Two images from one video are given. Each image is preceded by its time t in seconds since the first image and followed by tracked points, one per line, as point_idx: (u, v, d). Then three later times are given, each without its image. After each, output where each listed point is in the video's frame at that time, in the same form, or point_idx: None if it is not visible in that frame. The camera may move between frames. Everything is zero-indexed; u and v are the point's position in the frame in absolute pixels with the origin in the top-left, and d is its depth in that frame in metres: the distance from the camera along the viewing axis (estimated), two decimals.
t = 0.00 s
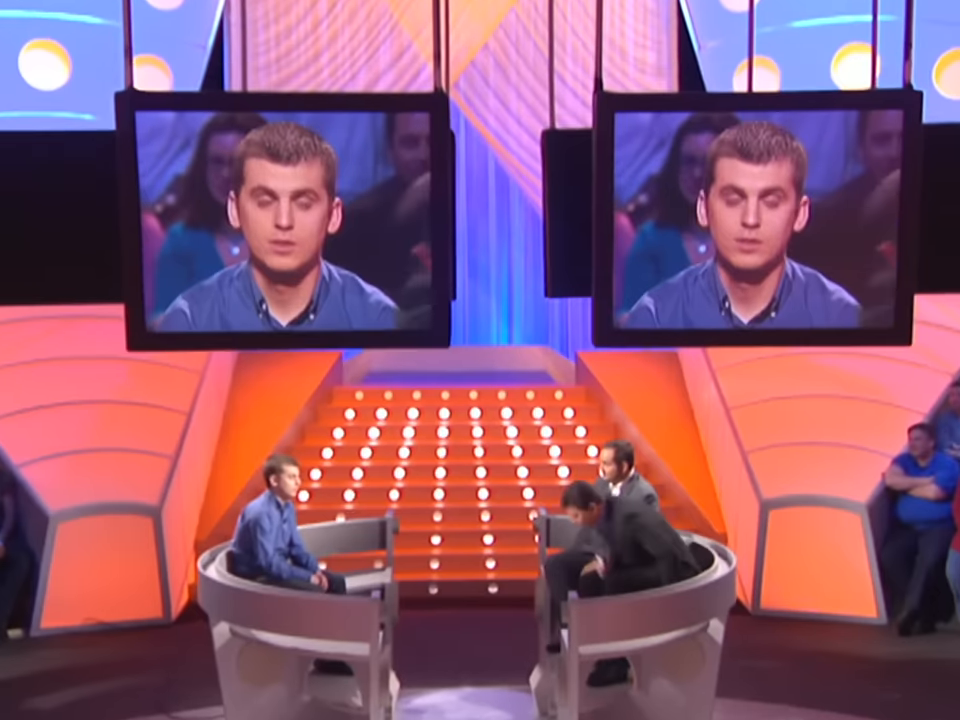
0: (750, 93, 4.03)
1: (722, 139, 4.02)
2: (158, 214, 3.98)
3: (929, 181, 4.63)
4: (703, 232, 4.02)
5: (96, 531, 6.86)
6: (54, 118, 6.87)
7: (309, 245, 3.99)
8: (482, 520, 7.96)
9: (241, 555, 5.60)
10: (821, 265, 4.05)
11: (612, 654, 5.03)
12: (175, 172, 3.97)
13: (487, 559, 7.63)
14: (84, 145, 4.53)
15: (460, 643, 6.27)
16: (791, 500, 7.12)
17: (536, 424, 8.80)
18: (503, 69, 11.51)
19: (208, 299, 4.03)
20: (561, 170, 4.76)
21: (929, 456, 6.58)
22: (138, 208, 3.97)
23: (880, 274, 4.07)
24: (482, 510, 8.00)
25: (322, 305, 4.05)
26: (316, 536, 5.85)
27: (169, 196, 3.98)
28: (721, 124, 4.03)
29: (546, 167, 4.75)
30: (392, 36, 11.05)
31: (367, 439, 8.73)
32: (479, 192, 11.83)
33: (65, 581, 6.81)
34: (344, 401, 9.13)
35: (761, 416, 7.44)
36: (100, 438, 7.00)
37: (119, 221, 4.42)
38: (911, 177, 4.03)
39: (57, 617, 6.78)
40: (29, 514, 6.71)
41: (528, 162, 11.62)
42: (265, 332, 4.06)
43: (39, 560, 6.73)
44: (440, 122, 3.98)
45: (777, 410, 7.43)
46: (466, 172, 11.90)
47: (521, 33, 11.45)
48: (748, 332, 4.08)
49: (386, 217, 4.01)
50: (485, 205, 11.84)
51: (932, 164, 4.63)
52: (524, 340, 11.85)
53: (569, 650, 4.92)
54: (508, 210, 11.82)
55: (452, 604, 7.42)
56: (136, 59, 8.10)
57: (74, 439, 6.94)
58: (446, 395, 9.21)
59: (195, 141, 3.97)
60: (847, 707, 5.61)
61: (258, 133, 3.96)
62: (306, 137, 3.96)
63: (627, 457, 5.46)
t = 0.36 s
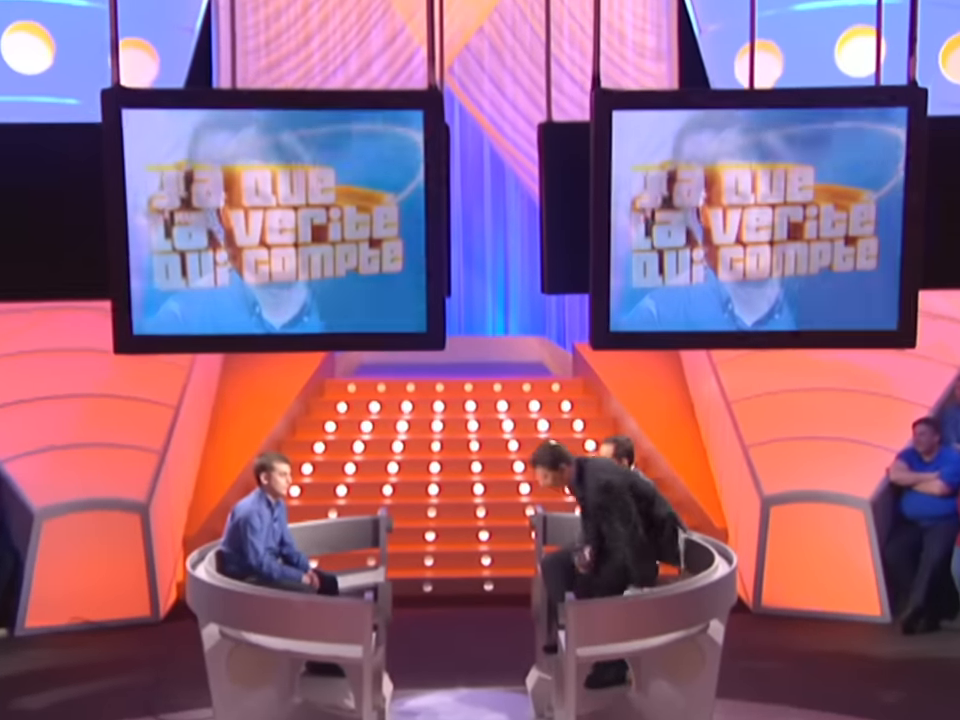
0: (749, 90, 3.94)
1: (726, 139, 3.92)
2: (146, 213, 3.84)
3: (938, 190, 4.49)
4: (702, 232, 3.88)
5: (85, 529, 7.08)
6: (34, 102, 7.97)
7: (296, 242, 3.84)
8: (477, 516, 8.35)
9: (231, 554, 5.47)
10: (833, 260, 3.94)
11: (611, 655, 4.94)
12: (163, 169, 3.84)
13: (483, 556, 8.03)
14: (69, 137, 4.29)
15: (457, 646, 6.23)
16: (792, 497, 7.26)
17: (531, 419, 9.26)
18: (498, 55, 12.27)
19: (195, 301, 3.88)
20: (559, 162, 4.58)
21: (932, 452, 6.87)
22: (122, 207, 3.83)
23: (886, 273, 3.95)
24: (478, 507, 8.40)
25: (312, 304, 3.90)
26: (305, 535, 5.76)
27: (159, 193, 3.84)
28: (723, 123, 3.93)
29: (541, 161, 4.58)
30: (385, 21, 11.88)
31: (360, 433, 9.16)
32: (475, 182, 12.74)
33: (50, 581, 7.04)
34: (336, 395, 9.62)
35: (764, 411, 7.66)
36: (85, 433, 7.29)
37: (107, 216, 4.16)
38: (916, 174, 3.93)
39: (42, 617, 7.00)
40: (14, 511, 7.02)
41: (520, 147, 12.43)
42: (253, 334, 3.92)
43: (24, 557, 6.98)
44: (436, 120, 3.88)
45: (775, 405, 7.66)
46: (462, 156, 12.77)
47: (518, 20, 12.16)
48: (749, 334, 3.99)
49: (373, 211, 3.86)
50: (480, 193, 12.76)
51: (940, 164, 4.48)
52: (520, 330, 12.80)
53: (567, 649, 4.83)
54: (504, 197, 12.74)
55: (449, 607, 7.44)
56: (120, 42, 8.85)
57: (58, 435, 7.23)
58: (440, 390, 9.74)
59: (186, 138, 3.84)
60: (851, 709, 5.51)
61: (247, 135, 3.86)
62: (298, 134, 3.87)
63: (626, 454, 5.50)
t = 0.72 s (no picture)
0: (745, 89, 3.91)
1: (721, 138, 3.90)
2: (140, 211, 3.81)
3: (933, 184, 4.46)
4: (697, 229, 3.86)
5: (74, 518, 7.03)
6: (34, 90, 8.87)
7: (290, 239, 3.78)
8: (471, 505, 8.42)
9: (224, 545, 5.47)
10: (824, 258, 3.91)
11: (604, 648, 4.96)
12: (157, 168, 3.81)
13: (476, 545, 8.09)
14: (63, 134, 4.26)
15: (453, 637, 6.26)
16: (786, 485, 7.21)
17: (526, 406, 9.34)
18: (492, 44, 12.63)
19: (192, 299, 3.84)
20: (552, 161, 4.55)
21: (926, 441, 6.84)
22: (118, 205, 3.80)
23: (877, 268, 3.95)
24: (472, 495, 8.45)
25: (304, 303, 3.86)
26: (299, 526, 5.77)
27: (155, 191, 3.81)
28: (719, 121, 3.91)
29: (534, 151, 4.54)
30: (378, 8, 12.12)
31: (353, 421, 9.23)
32: (468, 172, 12.92)
33: (44, 570, 7.02)
34: (329, 383, 9.68)
35: (757, 398, 7.84)
36: (78, 423, 7.42)
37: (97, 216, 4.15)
38: (908, 170, 3.93)
39: (35, 606, 7.00)
40: (9, 504, 7.02)
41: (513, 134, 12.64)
42: (247, 335, 3.88)
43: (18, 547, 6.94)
44: (430, 119, 3.86)
45: (767, 395, 7.83)
46: (456, 143, 12.94)
47: (512, 9, 12.49)
48: (743, 332, 3.97)
49: (365, 210, 3.83)
50: (475, 182, 12.92)
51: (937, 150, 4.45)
52: (513, 319, 12.89)
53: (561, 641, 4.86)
54: (497, 185, 12.88)
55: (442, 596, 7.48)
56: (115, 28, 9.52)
57: (54, 425, 7.37)
58: (434, 377, 9.77)
59: (180, 137, 3.81)
60: (847, 699, 5.52)
61: (240, 135, 3.83)
62: (291, 133, 3.85)
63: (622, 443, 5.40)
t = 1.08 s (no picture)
0: (737, 85, 3.91)
1: (713, 133, 3.90)
2: (131, 206, 3.80)
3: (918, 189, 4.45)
4: (689, 224, 3.85)
5: (65, 507, 7.07)
6: (22, 76, 8.79)
7: (282, 233, 3.78)
8: (463, 491, 8.45)
9: (216, 534, 5.48)
10: (814, 252, 3.92)
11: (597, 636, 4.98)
12: (151, 160, 3.80)
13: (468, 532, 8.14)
14: (56, 128, 4.25)
15: (444, 626, 6.30)
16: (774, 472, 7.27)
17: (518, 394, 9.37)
18: (484, 30, 12.57)
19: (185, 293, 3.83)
20: (543, 148, 4.54)
21: (917, 429, 6.87)
22: (109, 198, 3.80)
23: (866, 260, 3.95)
24: (463, 482, 8.48)
25: (294, 298, 3.86)
26: (293, 516, 5.78)
27: (149, 184, 3.80)
28: (711, 115, 3.90)
29: (527, 151, 4.54)
30: None
31: (345, 409, 9.25)
32: (460, 162, 13.18)
33: (38, 559, 7.04)
34: (321, 370, 9.68)
35: (747, 387, 7.83)
36: (67, 411, 7.40)
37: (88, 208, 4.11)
38: (897, 164, 3.93)
39: (29, 595, 7.01)
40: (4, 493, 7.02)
41: (504, 120, 12.70)
42: (238, 330, 3.86)
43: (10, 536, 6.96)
44: (421, 114, 3.86)
45: (759, 381, 7.84)
46: (448, 131, 13.20)
47: None
48: (735, 328, 3.96)
49: (355, 204, 3.83)
50: (466, 169, 13.20)
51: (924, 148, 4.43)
52: (506, 306, 13.31)
53: (553, 630, 4.88)
54: (489, 170, 13.16)
55: (433, 583, 7.52)
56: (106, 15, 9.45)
57: (39, 413, 7.33)
58: (426, 364, 9.76)
59: (173, 132, 3.80)
60: (839, 686, 5.54)
61: (233, 130, 3.82)
62: (282, 128, 3.84)
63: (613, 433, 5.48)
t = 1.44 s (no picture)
0: (730, 76, 3.93)
1: (705, 123, 3.93)
2: (127, 191, 3.83)
3: (908, 175, 4.48)
4: (679, 215, 3.89)
5: (60, 492, 7.19)
6: (17, 63, 8.74)
7: (276, 222, 3.82)
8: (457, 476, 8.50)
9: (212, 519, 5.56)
10: (803, 242, 3.95)
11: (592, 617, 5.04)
12: (147, 148, 3.83)
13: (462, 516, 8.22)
14: (52, 114, 4.28)
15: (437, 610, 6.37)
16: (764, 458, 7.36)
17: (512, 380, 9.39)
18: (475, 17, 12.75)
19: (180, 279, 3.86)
20: (535, 134, 4.55)
21: (906, 414, 6.98)
22: (105, 186, 3.83)
23: (853, 252, 3.98)
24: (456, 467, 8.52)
25: (289, 287, 3.89)
26: (287, 501, 5.82)
27: (145, 171, 3.83)
28: (703, 107, 3.93)
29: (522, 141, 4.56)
30: None
31: (340, 394, 9.31)
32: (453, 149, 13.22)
33: (33, 543, 7.16)
34: (315, 356, 9.71)
35: (737, 372, 7.87)
36: (66, 396, 7.47)
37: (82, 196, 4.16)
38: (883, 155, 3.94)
39: (25, 579, 7.14)
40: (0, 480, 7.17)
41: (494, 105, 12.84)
42: (234, 319, 3.90)
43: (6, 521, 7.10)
44: (414, 103, 3.88)
45: (750, 367, 7.84)
46: (441, 119, 13.23)
47: None
48: (726, 317, 4.00)
49: (346, 196, 3.86)
50: (459, 157, 13.23)
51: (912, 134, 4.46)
52: (499, 292, 13.31)
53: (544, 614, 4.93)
54: (482, 158, 13.19)
55: (427, 567, 7.60)
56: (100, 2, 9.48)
57: (37, 397, 7.40)
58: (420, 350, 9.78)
59: (168, 121, 3.83)
60: (826, 668, 5.66)
61: (228, 122, 3.85)
62: (276, 116, 3.86)
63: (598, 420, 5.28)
